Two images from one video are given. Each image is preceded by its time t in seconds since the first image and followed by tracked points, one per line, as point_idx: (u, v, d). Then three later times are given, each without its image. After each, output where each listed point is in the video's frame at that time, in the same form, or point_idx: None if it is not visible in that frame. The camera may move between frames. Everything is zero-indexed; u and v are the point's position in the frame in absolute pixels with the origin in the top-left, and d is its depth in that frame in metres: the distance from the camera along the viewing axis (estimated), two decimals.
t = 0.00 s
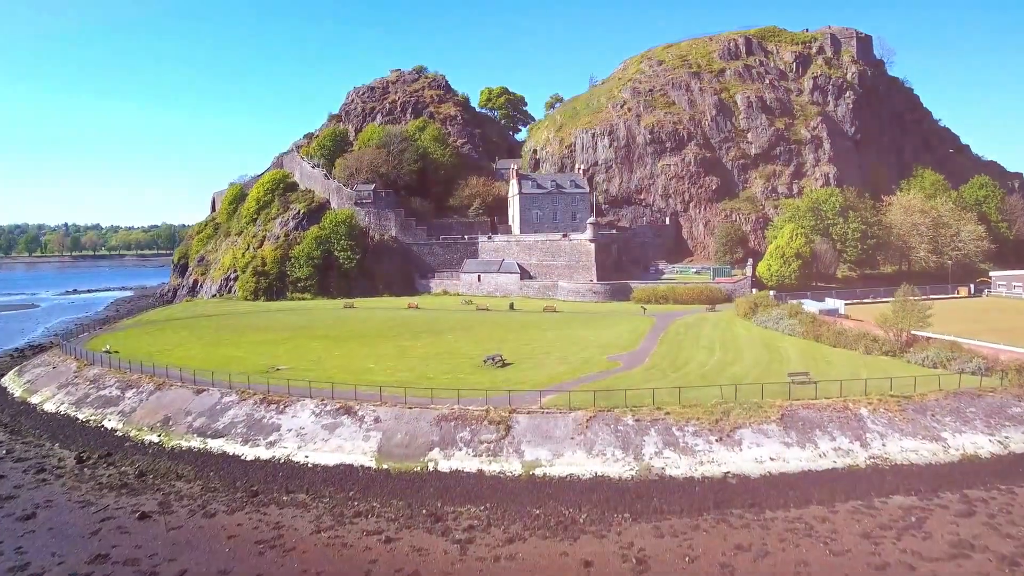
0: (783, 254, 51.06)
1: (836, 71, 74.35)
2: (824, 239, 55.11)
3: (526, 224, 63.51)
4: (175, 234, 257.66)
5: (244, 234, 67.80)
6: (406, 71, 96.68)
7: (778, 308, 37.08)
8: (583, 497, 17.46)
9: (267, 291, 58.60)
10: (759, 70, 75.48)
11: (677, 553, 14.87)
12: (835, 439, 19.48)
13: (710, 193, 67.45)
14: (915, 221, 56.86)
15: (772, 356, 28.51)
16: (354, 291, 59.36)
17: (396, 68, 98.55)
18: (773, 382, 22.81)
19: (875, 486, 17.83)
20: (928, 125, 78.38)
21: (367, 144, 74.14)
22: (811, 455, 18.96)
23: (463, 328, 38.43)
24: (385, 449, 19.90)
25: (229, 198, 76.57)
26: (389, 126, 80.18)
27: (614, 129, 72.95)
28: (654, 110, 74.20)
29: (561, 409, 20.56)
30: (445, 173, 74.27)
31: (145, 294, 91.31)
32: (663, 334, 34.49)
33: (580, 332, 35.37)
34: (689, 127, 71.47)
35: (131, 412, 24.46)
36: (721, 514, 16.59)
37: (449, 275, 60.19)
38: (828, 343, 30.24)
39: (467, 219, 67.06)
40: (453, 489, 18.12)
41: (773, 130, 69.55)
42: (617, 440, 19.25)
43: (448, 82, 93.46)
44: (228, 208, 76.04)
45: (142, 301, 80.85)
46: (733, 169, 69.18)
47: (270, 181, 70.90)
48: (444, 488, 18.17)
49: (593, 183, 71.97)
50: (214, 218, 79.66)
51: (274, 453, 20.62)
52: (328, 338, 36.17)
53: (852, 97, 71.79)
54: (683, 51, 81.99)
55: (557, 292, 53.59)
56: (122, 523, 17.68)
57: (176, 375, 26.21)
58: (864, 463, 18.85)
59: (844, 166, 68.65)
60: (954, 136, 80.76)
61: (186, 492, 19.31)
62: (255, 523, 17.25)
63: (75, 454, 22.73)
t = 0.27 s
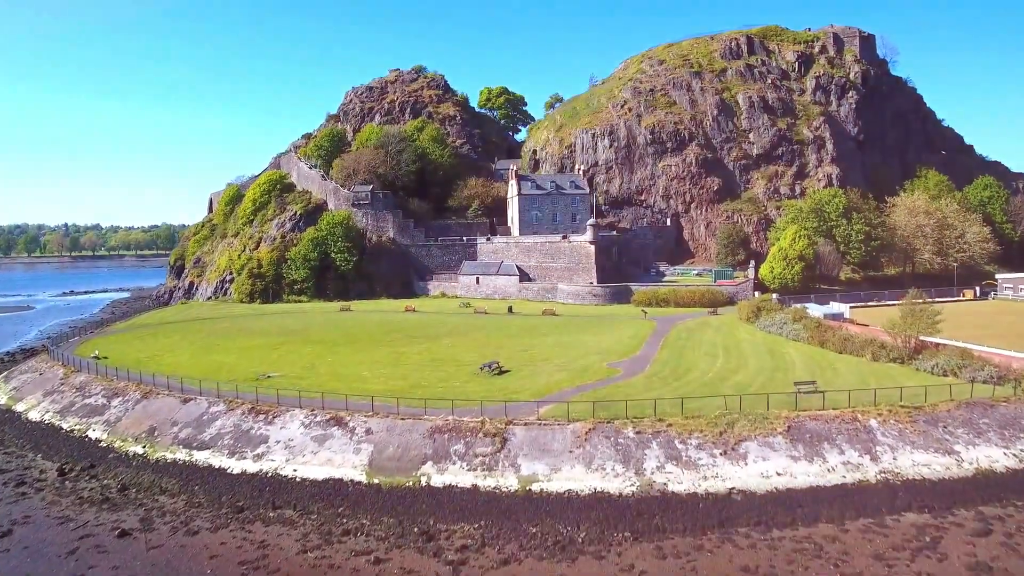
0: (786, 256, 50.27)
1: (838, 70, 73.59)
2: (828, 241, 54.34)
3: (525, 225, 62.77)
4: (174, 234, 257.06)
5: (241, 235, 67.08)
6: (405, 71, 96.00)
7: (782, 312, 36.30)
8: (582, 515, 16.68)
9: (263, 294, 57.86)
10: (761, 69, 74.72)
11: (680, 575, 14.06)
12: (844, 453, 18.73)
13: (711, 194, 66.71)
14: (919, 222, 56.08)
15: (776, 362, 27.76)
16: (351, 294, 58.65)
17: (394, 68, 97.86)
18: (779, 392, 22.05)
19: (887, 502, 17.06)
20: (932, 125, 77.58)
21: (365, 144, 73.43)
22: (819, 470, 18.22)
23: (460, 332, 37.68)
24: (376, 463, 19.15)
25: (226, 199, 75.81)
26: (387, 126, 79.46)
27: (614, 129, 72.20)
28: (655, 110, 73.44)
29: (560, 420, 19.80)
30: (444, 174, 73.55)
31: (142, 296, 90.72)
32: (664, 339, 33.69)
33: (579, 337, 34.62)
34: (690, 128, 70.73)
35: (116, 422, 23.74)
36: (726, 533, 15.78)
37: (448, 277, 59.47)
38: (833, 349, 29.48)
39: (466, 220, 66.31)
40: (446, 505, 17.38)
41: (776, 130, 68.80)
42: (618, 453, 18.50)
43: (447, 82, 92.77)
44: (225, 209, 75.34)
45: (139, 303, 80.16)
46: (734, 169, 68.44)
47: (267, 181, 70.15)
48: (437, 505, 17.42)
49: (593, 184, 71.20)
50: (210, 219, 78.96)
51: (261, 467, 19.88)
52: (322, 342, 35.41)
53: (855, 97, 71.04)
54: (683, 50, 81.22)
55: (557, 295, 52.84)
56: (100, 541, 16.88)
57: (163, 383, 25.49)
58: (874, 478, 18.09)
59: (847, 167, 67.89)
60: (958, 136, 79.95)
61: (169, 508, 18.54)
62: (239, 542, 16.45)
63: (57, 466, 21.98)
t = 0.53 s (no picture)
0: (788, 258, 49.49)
1: (840, 70, 72.87)
2: (831, 243, 53.58)
3: (524, 227, 62.02)
4: (173, 234, 256.31)
5: (236, 237, 66.33)
6: (403, 71, 95.28)
7: (785, 316, 35.52)
8: (580, 534, 15.89)
9: (258, 296, 57.09)
10: (763, 69, 73.95)
11: None
12: (854, 468, 17.97)
13: (712, 195, 65.99)
14: (923, 223, 55.31)
15: (780, 369, 26.99)
16: (347, 296, 57.90)
17: (393, 68, 97.13)
18: (784, 403, 21.28)
19: (899, 519, 16.28)
20: (935, 125, 76.79)
21: (362, 145, 72.68)
22: (828, 486, 17.46)
23: (456, 337, 36.89)
24: (366, 478, 18.39)
25: (222, 200, 75.04)
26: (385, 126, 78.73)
27: (614, 130, 71.42)
28: (655, 110, 72.66)
29: (557, 433, 19.04)
30: (442, 175, 72.79)
31: (138, 298, 89.98)
32: (665, 344, 32.91)
33: (578, 342, 33.84)
34: (691, 128, 69.98)
35: (100, 433, 22.98)
36: (733, 553, 14.95)
37: (445, 279, 58.72)
38: (839, 356, 28.69)
39: (464, 222, 65.56)
40: (438, 523, 16.61)
41: (777, 130, 68.04)
42: (618, 468, 17.73)
43: (446, 82, 92.04)
44: (221, 211, 74.58)
45: (135, 305, 79.42)
46: (736, 170, 67.70)
47: (263, 183, 69.40)
48: (429, 522, 16.66)
49: (592, 185, 70.44)
50: (207, 221, 78.20)
51: (247, 481, 19.11)
52: (315, 347, 34.61)
53: (857, 97, 70.29)
54: (684, 49, 80.42)
55: (556, 297, 52.09)
56: (76, 561, 16.00)
57: (150, 392, 24.73)
58: (885, 494, 17.32)
59: (849, 167, 67.13)
60: (961, 136, 79.17)
61: (150, 525, 17.71)
62: (221, 562, 15.60)
63: (37, 479, 21.16)
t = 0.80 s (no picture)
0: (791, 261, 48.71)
1: (843, 70, 72.09)
2: (834, 245, 52.83)
3: (523, 229, 61.27)
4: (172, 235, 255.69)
5: (232, 239, 65.58)
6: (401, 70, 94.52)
7: (789, 321, 34.77)
8: (578, 555, 15.12)
9: (253, 299, 56.36)
10: (764, 68, 73.15)
11: None
12: (864, 484, 17.21)
13: (713, 196, 65.27)
14: (927, 225, 54.57)
15: (785, 377, 26.22)
16: (344, 299, 57.18)
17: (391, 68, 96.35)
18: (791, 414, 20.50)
19: (913, 539, 15.51)
20: (938, 125, 76.00)
21: (360, 145, 71.93)
22: (838, 503, 16.70)
23: (453, 342, 36.11)
24: (355, 495, 17.62)
25: (218, 201, 74.27)
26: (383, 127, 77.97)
27: (614, 130, 70.63)
28: (656, 110, 71.86)
29: (555, 446, 18.27)
30: (440, 175, 72.02)
31: (135, 299, 89.28)
32: (666, 350, 32.13)
33: (577, 348, 33.07)
34: (691, 128, 69.22)
35: (83, 444, 22.20)
36: None
37: (443, 282, 57.98)
38: (845, 363, 27.94)
39: (463, 223, 64.82)
40: (429, 542, 15.85)
41: (779, 130, 67.28)
42: (618, 485, 16.97)
43: (445, 82, 91.27)
44: (217, 212, 73.80)
45: (130, 307, 78.77)
46: (737, 171, 66.97)
47: (259, 184, 68.64)
48: (420, 541, 15.90)
49: (592, 186, 69.67)
50: (203, 222, 77.46)
51: (232, 497, 18.35)
52: (308, 353, 33.81)
53: (860, 97, 69.52)
54: (685, 49, 79.59)
55: (555, 300, 51.36)
56: None
57: (134, 401, 23.96)
58: (898, 512, 16.54)
59: (852, 168, 66.39)
60: (965, 137, 78.39)
61: (129, 543, 16.85)
62: None
63: (15, 492, 20.34)
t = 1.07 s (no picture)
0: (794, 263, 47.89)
1: (846, 69, 71.32)
2: (837, 247, 52.04)
3: (522, 230, 60.49)
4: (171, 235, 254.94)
5: (228, 240, 64.82)
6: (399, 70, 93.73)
7: (793, 325, 33.99)
8: None
9: (248, 302, 55.59)
10: (766, 68, 72.35)
11: None
12: (877, 501, 16.46)
13: (715, 197, 64.52)
14: (932, 227, 53.82)
15: (790, 385, 25.44)
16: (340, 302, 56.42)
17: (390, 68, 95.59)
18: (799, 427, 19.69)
19: (930, 561, 14.71)
20: (941, 125, 75.25)
21: (357, 146, 71.16)
22: (849, 522, 15.92)
23: (449, 346, 35.36)
24: (343, 513, 16.86)
25: (214, 202, 73.44)
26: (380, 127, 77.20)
27: (615, 130, 69.79)
28: (656, 110, 71.04)
29: (553, 461, 17.47)
30: (438, 176, 71.22)
31: (131, 301, 88.55)
32: (667, 356, 31.34)
33: (576, 353, 32.29)
34: (692, 128, 68.44)
35: (63, 456, 21.43)
36: None
37: (441, 284, 57.20)
38: (852, 370, 27.15)
39: (461, 224, 64.04)
40: (420, 564, 15.07)
41: (781, 130, 66.49)
42: (618, 502, 16.20)
43: (443, 82, 90.51)
44: (213, 213, 73.00)
45: (126, 309, 78.04)
46: (739, 171, 66.20)
47: (255, 185, 67.85)
48: (410, 563, 15.13)
49: (592, 187, 68.87)
50: (198, 223, 76.70)
51: (214, 514, 17.59)
52: (300, 358, 33.02)
53: (863, 96, 68.75)
54: (685, 48, 78.73)
55: (554, 303, 50.59)
56: None
57: (118, 411, 23.20)
58: (912, 532, 15.77)
59: (855, 169, 65.62)
60: (968, 137, 77.60)
61: (106, 563, 15.98)
62: None
63: None
